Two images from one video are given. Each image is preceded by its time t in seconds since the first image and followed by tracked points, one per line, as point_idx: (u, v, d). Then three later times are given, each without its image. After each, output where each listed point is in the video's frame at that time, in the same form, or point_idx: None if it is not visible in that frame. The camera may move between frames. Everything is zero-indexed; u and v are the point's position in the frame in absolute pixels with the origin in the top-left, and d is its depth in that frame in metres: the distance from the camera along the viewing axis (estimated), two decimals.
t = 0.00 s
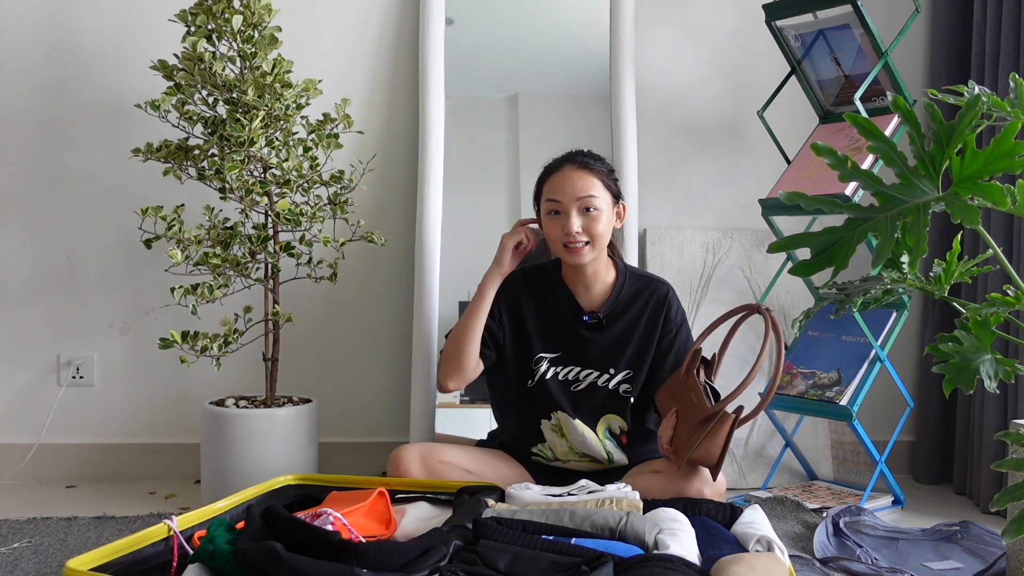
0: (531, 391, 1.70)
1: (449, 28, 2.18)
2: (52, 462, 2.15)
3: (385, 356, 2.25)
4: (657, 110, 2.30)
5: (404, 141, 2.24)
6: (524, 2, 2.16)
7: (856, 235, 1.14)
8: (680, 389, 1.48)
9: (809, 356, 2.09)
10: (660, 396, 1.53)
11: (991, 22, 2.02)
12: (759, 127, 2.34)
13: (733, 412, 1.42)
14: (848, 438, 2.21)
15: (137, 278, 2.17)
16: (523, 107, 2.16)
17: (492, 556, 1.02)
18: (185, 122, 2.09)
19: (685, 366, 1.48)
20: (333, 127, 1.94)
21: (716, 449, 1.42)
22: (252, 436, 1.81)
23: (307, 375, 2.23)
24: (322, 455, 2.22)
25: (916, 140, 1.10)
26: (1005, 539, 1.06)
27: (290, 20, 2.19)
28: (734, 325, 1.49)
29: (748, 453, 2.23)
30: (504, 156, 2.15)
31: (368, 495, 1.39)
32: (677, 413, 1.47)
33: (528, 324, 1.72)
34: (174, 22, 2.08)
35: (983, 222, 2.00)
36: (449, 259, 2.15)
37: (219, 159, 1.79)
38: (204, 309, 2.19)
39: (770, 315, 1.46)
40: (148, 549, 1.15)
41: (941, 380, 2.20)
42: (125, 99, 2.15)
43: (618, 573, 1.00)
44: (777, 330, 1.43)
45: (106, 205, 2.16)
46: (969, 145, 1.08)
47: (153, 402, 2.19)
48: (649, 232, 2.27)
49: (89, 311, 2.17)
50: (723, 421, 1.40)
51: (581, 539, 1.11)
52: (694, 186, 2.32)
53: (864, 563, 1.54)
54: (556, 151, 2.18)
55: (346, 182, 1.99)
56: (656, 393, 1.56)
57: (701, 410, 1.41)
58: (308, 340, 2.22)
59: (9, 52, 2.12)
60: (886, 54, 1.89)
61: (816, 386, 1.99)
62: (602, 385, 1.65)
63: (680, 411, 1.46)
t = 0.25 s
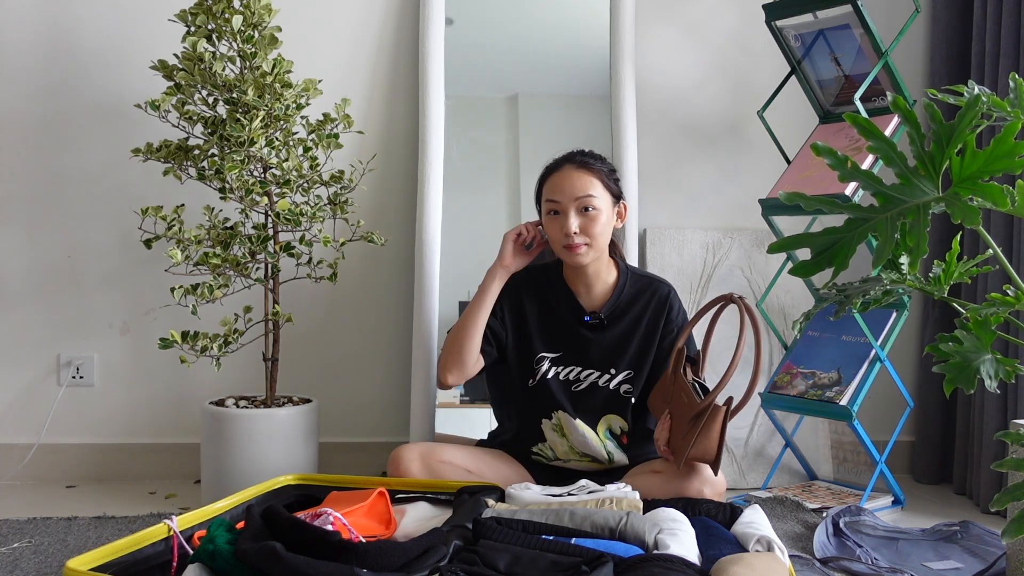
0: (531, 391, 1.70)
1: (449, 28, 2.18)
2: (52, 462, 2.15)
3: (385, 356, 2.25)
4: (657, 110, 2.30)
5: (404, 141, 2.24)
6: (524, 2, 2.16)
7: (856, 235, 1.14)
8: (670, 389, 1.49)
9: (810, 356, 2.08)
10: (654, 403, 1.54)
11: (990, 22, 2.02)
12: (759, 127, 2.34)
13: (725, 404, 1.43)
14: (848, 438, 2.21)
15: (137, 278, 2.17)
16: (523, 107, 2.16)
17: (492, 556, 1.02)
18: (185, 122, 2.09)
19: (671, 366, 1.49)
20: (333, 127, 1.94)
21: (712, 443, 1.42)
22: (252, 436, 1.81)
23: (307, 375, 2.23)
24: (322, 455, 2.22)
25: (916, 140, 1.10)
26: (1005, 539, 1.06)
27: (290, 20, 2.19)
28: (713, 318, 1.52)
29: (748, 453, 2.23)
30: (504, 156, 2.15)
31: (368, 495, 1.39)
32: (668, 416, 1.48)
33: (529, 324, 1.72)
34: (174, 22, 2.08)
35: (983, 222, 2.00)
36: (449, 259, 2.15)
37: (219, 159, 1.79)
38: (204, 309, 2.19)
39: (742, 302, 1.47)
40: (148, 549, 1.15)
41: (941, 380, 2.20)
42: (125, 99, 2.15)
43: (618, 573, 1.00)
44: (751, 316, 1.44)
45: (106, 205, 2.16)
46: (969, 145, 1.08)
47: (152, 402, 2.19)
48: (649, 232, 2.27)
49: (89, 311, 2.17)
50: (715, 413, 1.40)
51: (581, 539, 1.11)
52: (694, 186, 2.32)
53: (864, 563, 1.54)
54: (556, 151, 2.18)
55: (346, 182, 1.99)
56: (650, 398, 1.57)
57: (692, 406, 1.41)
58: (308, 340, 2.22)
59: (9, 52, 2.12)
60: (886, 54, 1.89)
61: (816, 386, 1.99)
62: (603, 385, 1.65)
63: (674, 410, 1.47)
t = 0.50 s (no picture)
0: (531, 392, 1.70)
1: (449, 28, 2.18)
2: (52, 462, 2.15)
3: (385, 356, 2.25)
4: (657, 110, 2.30)
5: (404, 140, 2.24)
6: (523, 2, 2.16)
7: (856, 235, 1.14)
8: (667, 390, 1.49)
9: (810, 356, 2.08)
10: (652, 402, 1.55)
11: (990, 22, 2.02)
12: (759, 127, 2.34)
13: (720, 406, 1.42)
14: (847, 438, 2.21)
15: (137, 278, 2.17)
16: (523, 107, 2.16)
17: (492, 556, 1.02)
18: (185, 122, 2.09)
19: (667, 368, 1.49)
20: (333, 127, 1.94)
21: (711, 445, 1.42)
22: (252, 436, 1.81)
23: (307, 375, 2.23)
24: (322, 455, 2.22)
25: (916, 140, 1.10)
26: (1005, 539, 1.06)
27: (290, 19, 2.19)
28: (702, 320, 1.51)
29: (748, 453, 2.23)
30: (504, 156, 2.15)
31: (368, 495, 1.39)
32: (666, 417, 1.48)
33: (529, 324, 1.72)
34: (174, 22, 2.08)
35: (983, 222, 2.00)
36: (449, 259, 2.15)
37: (219, 159, 1.79)
38: (204, 309, 2.19)
39: (730, 300, 1.45)
40: (147, 549, 1.15)
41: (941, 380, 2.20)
42: (125, 99, 2.15)
43: (618, 573, 1.00)
44: (742, 316, 1.44)
45: (106, 205, 2.16)
46: (969, 145, 1.08)
47: (152, 402, 2.19)
48: (649, 232, 2.27)
49: (89, 310, 2.17)
50: (712, 415, 1.39)
51: (581, 539, 1.11)
52: (694, 186, 2.32)
53: (864, 563, 1.54)
54: (556, 151, 2.18)
55: (346, 182, 1.99)
56: (647, 400, 1.58)
57: (690, 408, 1.41)
58: (308, 340, 2.22)
59: (8, 52, 2.12)
60: (886, 54, 1.89)
61: (816, 386, 1.99)
62: (603, 385, 1.65)
63: (672, 412, 1.47)
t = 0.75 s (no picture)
0: (531, 392, 1.70)
1: (449, 28, 2.18)
2: (52, 462, 2.15)
3: (385, 356, 2.25)
4: (657, 110, 2.30)
5: (404, 140, 2.24)
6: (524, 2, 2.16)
7: (856, 235, 1.14)
8: (670, 389, 1.49)
9: (810, 356, 2.09)
10: (654, 402, 1.55)
11: (990, 22, 2.02)
12: (759, 127, 2.34)
13: (725, 411, 1.42)
14: (847, 438, 2.21)
15: (137, 278, 2.17)
16: (523, 107, 2.16)
17: (492, 556, 1.02)
18: (185, 122, 2.09)
19: (671, 368, 1.49)
20: (333, 127, 1.94)
21: (713, 448, 1.41)
22: (252, 436, 1.81)
23: (307, 375, 2.23)
24: (322, 455, 2.22)
25: (916, 140, 1.10)
26: (1005, 539, 1.06)
27: (290, 19, 2.19)
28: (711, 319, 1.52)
29: (748, 453, 2.23)
30: (504, 156, 2.15)
31: (368, 495, 1.39)
32: (670, 415, 1.48)
33: (528, 324, 1.72)
34: (174, 22, 2.08)
35: (983, 222, 2.00)
36: (449, 259, 2.15)
37: (219, 159, 1.79)
38: (204, 309, 2.19)
39: (740, 305, 1.46)
40: (147, 549, 1.15)
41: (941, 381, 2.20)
42: (125, 99, 2.15)
43: (618, 573, 1.00)
44: (750, 321, 1.44)
45: (106, 205, 2.16)
46: (969, 145, 1.08)
47: (152, 402, 2.19)
48: (649, 232, 2.27)
49: (89, 310, 2.17)
50: (715, 420, 1.39)
51: (581, 539, 1.11)
52: (694, 186, 2.32)
53: (864, 563, 1.54)
54: (556, 151, 2.18)
55: (346, 182, 1.99)
56: (648, 399, 1.58)
57: (694, 411, 1.42)
58: (308, 340, 2.22)
59: (8, 52, 2.12)
60: (886, 54, 1.89)
61: (816, 386, 1.99)
62: (602, 385, 1.65)
63: (673, 414, 1.47)
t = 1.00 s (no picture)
0: (531, 392, 1.70)
1: (449, 28, 2.18)
2: (52, 462, 2.15)
3: (385, 356, 2.25)
4: (657, 110, 2.30)
5: (404, 140, 2.24)
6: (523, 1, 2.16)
7: (856, 235, 1.14)
8: (668, 390, 1.49)
9: (810, 356, 2.09)
10: (653, 403, 1.55)
11: (990, 22, 2.02)
12: (759, 127, 2.34)
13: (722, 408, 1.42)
14: (848, 438, 2.21)
15: (137, 278, 2.17)
16: (523, 107, 2.16)
17: (492, 556, 1.02)
18: (185, 122, 2.09)
19: (669, 367, 1.49)
20: (333, 127, 1.93)
21: (712, 448, 1.41)
22: (252, 436, 1.81)
23: (307, 375, 2.23)
24: (322, 455, 2.22)
25: (916, 140, 1.10)
26: (1005, 539, 1.06)
27: (290, 19, 2.19)
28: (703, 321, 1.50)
29: (748, 453, 2.23)
30: (504, 156, 2.15)
31: (368, 495, 1.39)
32: (670, 413, 1.47)
33: (528, 325, 1.72)
34: (174, 22, 2.08)
35: (983, 222, 2.00)
36: (449, 259, 2.15)
37: (219, 159, 1.79)
38: (204, 309, 2.19)
39: (735, 303, 1.46)
40: (147, 549, 1.15)
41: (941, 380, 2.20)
42: (125, 99, 2.15)
43: (618, 573, 1.00)
44: (746, 320, 1.44)
45: (106, 205, 2.16)
46: (969, 145, 1.08)
47: (152, 402, 2.19)
48: (649, 232, 2.27)
49: (90, 310, 2.17)
50: (713, 417, 1.39)
51: (581, 539, 1.11)
52: (694, 186, 2.32)
53: (864, 563, 1.54)
54: (556, 151, 2.18)
55: (346, 182, 1.99)
56: (647, 399, 1.58)
57: (691, 409, 1.42)
58: (308, 340, 2.22)
59: (8, 52, 2.12)
60: (886, 54, 1.89)
61: (816, 386, 1.99)
62: (602, 385, 1.65)
63: (672, 413, 1.47)
